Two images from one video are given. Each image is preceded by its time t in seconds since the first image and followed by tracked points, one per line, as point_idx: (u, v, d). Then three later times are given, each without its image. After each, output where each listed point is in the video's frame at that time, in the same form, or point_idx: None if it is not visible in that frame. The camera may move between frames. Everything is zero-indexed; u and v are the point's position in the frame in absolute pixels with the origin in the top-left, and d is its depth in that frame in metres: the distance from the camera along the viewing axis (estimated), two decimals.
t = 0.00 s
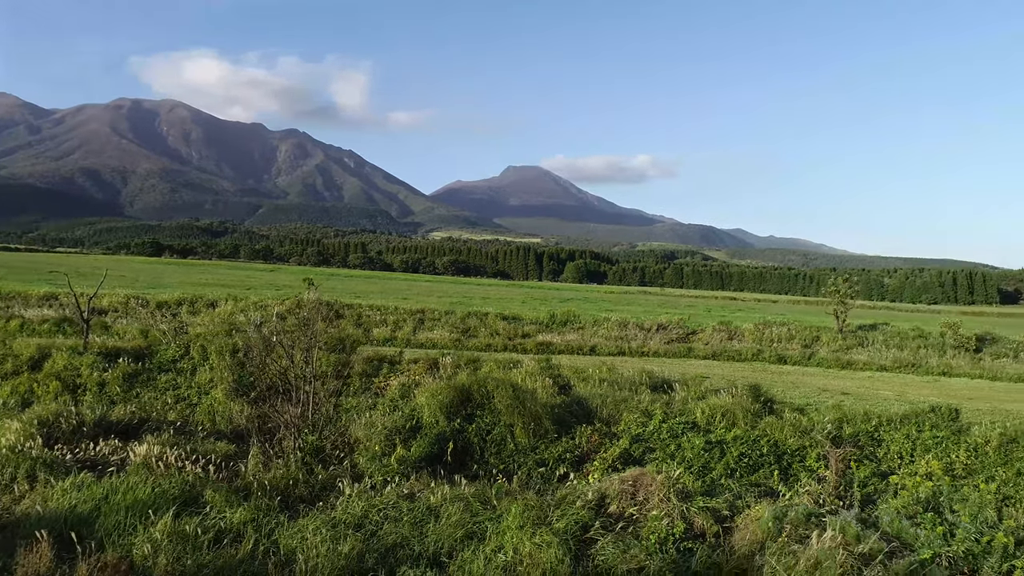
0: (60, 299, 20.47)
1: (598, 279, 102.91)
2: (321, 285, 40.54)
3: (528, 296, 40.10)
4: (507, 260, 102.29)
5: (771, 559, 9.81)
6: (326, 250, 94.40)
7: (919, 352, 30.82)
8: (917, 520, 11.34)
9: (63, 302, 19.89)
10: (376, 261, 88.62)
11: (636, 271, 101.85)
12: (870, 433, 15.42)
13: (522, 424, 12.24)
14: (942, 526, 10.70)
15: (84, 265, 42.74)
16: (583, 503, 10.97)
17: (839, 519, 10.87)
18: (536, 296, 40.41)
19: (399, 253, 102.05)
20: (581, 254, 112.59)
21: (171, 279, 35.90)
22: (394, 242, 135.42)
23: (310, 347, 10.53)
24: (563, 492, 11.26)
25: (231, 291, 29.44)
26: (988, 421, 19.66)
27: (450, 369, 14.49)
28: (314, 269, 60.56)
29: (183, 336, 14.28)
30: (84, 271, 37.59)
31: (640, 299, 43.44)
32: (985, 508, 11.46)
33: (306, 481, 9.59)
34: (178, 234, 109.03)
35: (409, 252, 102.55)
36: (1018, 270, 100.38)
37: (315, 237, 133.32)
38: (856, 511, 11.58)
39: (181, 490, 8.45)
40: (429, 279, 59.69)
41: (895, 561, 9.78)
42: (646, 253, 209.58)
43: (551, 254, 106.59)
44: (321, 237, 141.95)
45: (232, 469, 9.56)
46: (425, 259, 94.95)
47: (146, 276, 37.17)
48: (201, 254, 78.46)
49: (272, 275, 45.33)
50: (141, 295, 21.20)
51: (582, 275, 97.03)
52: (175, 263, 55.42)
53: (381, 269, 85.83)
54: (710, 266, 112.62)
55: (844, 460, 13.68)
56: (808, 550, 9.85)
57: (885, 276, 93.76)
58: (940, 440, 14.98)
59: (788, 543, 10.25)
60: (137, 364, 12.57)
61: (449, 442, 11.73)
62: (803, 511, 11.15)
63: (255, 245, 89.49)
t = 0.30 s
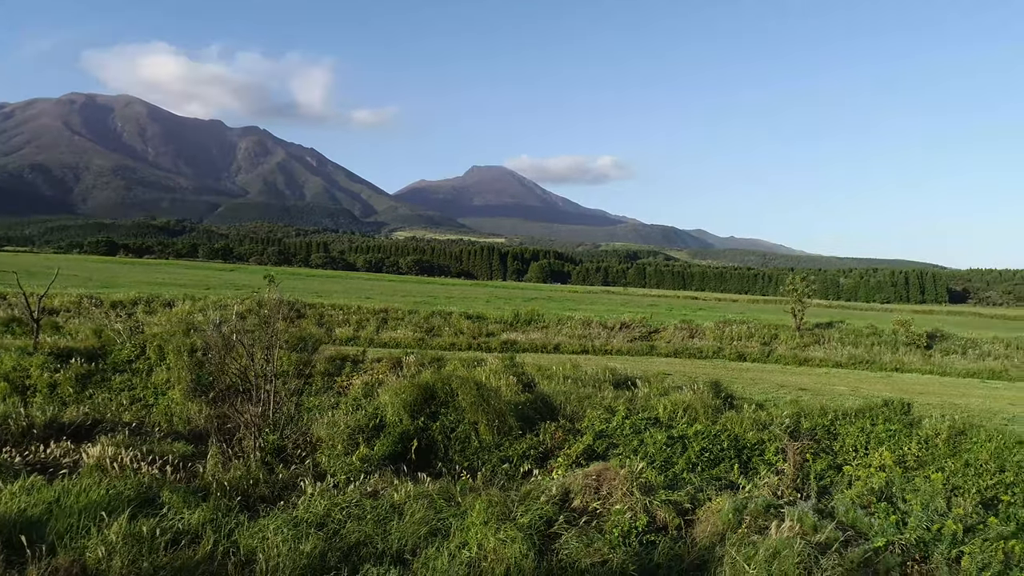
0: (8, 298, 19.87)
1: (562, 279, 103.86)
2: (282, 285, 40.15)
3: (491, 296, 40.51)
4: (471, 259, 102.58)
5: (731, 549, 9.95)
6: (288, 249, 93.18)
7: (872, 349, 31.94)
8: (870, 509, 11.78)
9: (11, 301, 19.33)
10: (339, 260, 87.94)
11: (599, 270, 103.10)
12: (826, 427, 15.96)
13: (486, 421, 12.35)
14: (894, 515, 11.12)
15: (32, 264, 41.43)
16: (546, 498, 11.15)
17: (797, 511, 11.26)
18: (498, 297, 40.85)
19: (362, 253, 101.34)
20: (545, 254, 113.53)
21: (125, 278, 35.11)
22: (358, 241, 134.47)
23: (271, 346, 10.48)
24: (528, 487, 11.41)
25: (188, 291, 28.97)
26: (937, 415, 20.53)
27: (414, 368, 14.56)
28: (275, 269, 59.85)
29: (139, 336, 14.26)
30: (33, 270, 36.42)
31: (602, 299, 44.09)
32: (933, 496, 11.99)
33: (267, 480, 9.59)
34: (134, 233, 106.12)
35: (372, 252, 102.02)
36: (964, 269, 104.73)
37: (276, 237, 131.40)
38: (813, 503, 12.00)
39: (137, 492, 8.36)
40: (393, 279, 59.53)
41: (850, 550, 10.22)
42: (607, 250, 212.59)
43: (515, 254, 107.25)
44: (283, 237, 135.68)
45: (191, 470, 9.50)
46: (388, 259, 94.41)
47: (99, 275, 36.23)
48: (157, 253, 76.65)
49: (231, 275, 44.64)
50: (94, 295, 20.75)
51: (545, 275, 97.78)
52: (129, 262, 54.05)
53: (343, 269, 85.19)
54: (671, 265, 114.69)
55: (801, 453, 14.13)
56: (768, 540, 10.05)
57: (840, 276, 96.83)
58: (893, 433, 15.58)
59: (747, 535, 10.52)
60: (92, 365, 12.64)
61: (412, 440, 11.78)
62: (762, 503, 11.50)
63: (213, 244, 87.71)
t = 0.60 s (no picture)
0: None
1: (525, 279, 104.51)
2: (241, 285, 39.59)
3: (455, 296, 40.66)
4: (435, 259, 102.48)
5: (692, 541, 10.21)
6: (247, 248, 91.61)
7: (828, 346, 33.01)
8: (825, 500, 12.20)
9: None
10: (300, 260, 86.89)
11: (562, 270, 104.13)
12: (784, 422, 16.48)
13: (449, 419, 12.43)
14: (848, 506, 11.49)
15: None
16: (509, 494, 11.29)
17: (754, 502, 11.58)
18: (462, 296, 41.03)
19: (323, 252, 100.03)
20: (509, 254, 114.12)
21: (75, 277, 34.18)
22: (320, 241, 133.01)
23: (228, 345, 10.41)
24: (491, 484, 11.52)
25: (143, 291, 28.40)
26: (888, 409, 21.35)
27: (377, 367, 14.59)
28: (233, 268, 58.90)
29: (91, 336, 14.04)
30: None
31: (565, 298, 44.68)
32: (886, 488, 12.46)
33: (225, 481, 9.56)
34: (85, 232, 102.74)
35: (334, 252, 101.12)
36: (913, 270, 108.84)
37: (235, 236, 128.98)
38: (771, 495, 12.37)
39: (89, 495, 8.24)
40: (356, 279, 59.11)
41: (806, 540, 10.53)
42: (571, 251, 214.44)
43: (478, 254, 107.57)
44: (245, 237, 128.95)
45: (146, 471, 9.42)
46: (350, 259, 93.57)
47: (48, 273, 35.20)
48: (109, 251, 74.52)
49: (187, 274, 43.77)
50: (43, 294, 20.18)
51: (509, 275, 98.10)
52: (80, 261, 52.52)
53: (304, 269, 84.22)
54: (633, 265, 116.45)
55: (759, 447, 14.56)
56: (727, 532, 10.31)
57: (797, 276, 99.64)
58: (846, 427, 16.18)
59: (707, 526, 10.75)
60: (42, 366, 12.49)
61: (374, 439, 11.81)
62: (722, 496, 11.80)
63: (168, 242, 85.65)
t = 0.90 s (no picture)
0: None
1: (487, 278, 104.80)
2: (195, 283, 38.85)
3: (416, 296, 40.65)
4: (396, 259, 101.97)
5: (651, 534, 10.46)
6: (203, 247, 89.56)
7: (782, 344, 34.08)
8: (780, 491, 12.63)
9: None
10: (257, 260, 85.40)
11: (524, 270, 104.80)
12: (740, 417, 17.00)
13: (410, 418, 12.47)
14: (801, 497, 11.90)
15: None
16: (470, 490, 11.40)
17: (712, 495, 11.87)
18: (423, 296, 41.03)
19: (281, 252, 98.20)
20: (471, 254, 114.30)
21: (18, 275, 33.05)
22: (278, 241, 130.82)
23: (182, 344, 10.29)
24: (452, 481, 11.60)
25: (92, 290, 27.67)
26: (838, 404, 22.20)
27: (336, 366, 14.56)
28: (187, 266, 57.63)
29: (38, 336, 13.80)
30: None
31: (526, 297, 45.14)
32: (837, 481, 12.98)
33: (180, 482, 9.49)
34: (29, 230, 98.65)
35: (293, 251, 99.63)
36: (863, 270, 113.06)
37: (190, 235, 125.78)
38: (728, 487, 12.74)
39: (35, 500, 8.10)
40: (315, 279, 58.49)
41: (761, 530, 10.79)
42: (533, 251, 215.72)
43: (440, 254, 107.47)
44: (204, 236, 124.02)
45: (95, 473, 9.31)
46: (309, 259, 92.40)
47: None
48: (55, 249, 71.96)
49: (138, 273, 42.68)
50: None
51: (470, 275, 98.00)
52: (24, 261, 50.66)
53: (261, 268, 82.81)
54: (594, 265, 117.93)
55: (716, 442, 15.00)
56: (685, 524, 10.55)
57: (753, 276, 102.42)
58: (800, 422, 16.79)
59: (666, 519, 11.02)
60: None
61: (333, 438, 11.79)
62: (681, 489, 12.11)
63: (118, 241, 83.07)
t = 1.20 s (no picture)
0: None
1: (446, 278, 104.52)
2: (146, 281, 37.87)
3: (376, 296, 40.41)
4: (355, 259, 100.96)
5: (609, 527, 10.66)
6: (154, 245, 87.03)
7: (737, 342, 35.10)
8: (735, 484, 13.07)
9: None
10: (212, 259, 83.48)
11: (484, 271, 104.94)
12: (696, 413, 17.52)
13: (369, 416, 12.51)
14: (755, 489, 12.32)
15: None
16: (430, 487, 11.49)
17: (669, 488, 12.17)
18: (383, 296, 40.83)
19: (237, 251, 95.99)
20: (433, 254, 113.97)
21: None
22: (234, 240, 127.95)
23: (132, 345, 10.18)
24: (411, 479, 11.66)
25: (35, 289, 26.76)
26: (790, 399, 23.00)
27: (294, 366, 14.48)
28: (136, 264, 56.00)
29: None
30: None
31: (487, 297, 45.36)
32: (790, 473, 13.51)
33: (131, 483, 9.40)
34: None
35: (249, 250, 97.63)
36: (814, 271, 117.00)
37: (140, 233, 122.01)
38: (685, 481, 13.13)
39: None
40: (272, 278, 57.53)
41: (718, 523, 10.95)
42: (495, 251, 215.97)
43: (400, 254, 106.85)
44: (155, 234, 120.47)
45: (42, 476, 9.18)
46: (266, 258, 90.76)
47: None
48: None
49: (85, 272, 41.35)
50: None
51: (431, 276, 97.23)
52: None
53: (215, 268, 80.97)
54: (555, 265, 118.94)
55: (673, 437, 15.42)
56: (643, 518, 10.70)
57: (710, 276, 104.84)
58: (754, 417, 17.38)
59: (624, 513, 11.26)
60: None
61: (291, 438, 11.72)
62: (639, 484, 12.45)
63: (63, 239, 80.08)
